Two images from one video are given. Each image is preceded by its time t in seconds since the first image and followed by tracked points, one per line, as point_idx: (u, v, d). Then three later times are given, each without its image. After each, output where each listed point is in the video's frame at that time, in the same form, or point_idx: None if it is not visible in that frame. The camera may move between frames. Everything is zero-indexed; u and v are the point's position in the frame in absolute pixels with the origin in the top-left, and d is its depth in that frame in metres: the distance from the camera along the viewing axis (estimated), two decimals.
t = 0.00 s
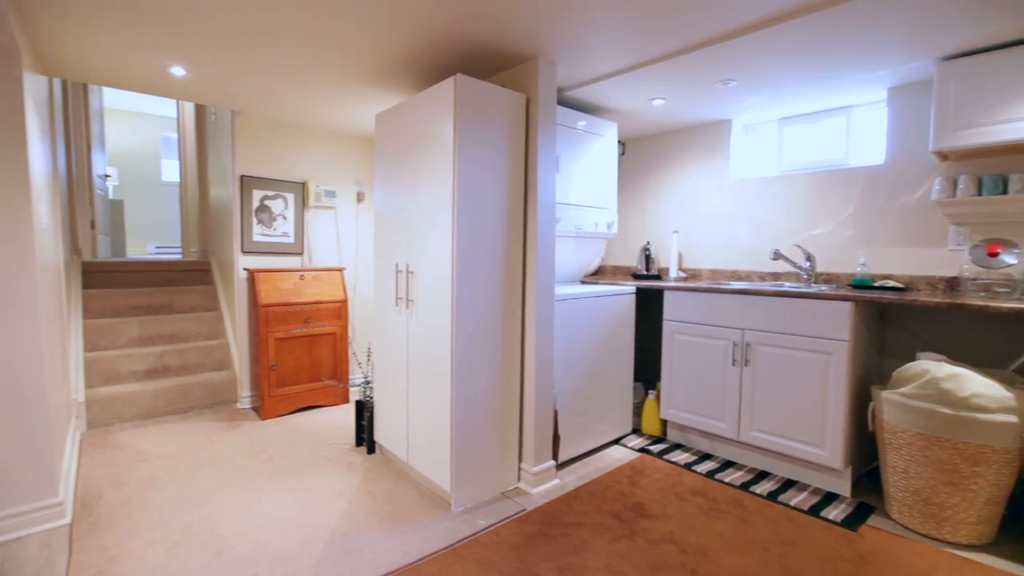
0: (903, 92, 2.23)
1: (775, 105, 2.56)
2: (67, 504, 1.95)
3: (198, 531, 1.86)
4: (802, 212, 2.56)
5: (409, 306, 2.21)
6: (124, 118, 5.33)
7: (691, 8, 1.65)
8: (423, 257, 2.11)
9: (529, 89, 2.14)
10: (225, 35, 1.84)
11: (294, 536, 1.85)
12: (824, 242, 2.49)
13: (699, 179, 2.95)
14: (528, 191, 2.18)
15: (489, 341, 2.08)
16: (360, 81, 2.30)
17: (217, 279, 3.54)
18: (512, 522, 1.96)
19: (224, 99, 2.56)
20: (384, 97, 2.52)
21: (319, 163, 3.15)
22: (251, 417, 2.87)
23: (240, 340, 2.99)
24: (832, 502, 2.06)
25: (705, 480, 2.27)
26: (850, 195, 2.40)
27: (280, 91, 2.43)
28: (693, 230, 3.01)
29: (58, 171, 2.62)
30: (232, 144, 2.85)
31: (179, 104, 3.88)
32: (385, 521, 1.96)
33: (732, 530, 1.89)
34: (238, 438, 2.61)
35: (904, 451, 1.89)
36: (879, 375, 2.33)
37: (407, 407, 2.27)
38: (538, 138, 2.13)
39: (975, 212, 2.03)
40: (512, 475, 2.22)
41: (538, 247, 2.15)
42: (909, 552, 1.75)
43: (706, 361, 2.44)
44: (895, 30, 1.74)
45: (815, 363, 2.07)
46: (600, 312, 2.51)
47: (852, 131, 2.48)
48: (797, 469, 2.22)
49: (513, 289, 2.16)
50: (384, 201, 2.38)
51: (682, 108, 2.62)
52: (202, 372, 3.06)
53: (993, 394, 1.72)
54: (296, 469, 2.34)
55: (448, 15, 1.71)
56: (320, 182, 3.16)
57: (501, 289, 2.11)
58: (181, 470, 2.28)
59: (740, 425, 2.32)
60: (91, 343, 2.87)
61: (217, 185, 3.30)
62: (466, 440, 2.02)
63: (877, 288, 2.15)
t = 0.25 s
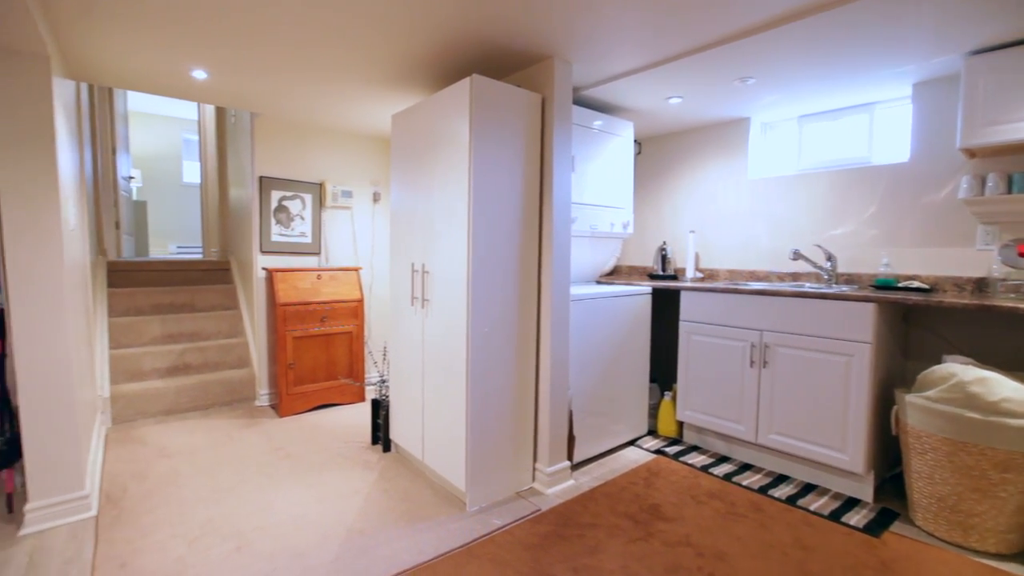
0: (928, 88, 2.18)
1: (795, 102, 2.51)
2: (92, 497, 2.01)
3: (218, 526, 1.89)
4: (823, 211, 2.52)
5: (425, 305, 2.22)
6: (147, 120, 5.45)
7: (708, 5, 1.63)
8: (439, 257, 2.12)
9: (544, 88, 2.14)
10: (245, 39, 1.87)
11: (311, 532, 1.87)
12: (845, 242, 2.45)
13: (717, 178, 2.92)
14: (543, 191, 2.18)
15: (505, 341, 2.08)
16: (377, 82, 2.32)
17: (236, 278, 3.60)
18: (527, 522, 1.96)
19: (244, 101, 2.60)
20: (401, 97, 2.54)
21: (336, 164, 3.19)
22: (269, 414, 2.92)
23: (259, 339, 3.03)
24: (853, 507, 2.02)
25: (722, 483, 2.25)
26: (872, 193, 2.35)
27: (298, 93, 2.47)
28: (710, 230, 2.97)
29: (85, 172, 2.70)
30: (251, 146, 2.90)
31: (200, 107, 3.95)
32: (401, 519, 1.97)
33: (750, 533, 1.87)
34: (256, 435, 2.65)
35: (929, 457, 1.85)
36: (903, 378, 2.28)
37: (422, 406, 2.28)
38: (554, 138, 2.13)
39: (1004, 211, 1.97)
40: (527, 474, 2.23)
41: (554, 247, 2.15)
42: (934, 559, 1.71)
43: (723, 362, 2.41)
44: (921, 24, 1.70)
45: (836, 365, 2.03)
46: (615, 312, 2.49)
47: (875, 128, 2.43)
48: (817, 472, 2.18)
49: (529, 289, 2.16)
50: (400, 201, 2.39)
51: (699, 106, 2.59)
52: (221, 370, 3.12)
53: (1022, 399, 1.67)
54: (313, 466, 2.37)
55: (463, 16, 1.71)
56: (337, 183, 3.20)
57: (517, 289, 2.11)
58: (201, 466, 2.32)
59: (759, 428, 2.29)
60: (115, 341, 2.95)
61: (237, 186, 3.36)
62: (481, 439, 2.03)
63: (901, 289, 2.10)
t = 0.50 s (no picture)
0: (958, 83, 2.12)
1: (819, 99, 2.47)
2: (119, 490, 2.06)
3: (239, 521, 1.93)
4: (846, 210, 2.46)
5: (442, 305, 2.23)
6: (171, 124, 5.57)
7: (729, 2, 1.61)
8: (456, 257, 2.13)
9: (561, 88, 2.14)
10: (266, 42, 1.91)
11: (329, 529, 1.90)
12: (870, 242, 2.39)
13: (736, 177, 2.88)
14: (560, 190, 2.17)
15: (521, 341, 2.08)
16: (395, 83, 2.34)
17: (257, 278, 3.66)
18: (544, 522, 1.96)
19: (265, 103, 2.65)
20: (418, 98, 2.55)
21: (354, 165, 3.23)
22: (289, 412, 2.96)
23: (279, 337, 3.08)
24: (878, 514, 1.97)
25: (741, 486, 2.21)
26: (898, 192, 2.29)
27: (318, 95, 2.50)
28: (729, 230, 2.93)
29: (112, 174, 2.77)
30: (272, 147, 2.95)
31: (222, 110, 4.04)
32: (418, 518, 1.98)
33: (770, 538, 1.84)
34: (276, 432, 2.70)
35: (958, 463, 1.79)
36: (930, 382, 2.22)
37: (439, 405, 2.29)
38: (571, 138, 2.12)
39: None
40: (543, 475, 2.22)
41: (571, 247, 2.14)
42: (963, 569, 1.66)
43: (743, 364, 2.37)
44: (952, 17, 1.65)
45: (860, 367, 1.98)
46: (632, 312, 2.47)
47: (902, 125, 2.37)
48: (840, 477, 2.14)
49: (546, 289, 2.16)
50: (417, 201, 2.41)
51: (719, 104, 2.56)
52: (242, 367, 3.18)
53: None
54: (331, 463, 2.40)
55: (481, 16, 1.72)
56: (355, 183, 3.23)
57: (533, 289, 2.11)
58: (223, 462, 2.37)
59: (779, 431, 2.25)
60: (141, 338, 3.02)
61: (258, 187, 3.42)
62: (497, 439, 2.03)
63: (929, 290, 2.04)
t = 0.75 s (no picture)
0: (990, 78, 2.05)
1: (842, 96, 2.41)
2: (144, 484, 2.11)
3: (259, 516, 1.96)
4: (871, 210, 2.41)
5: (459, 305, 2.24)
6: (194, 126, 5.69)
7: None
8: (473, 257, 2.13)
9: (579, 87, 2.13)
10: (287, 45, 1.93)
11: (347, 525, 1.92)
12: (895, 242, 2.33)
13: (756, 176, 2.83)
14: (578, 190, 2.16)
15: (538, 341, 2.08)
16: (413, 84, 2.36)
17: (276, 277, 3.72)
18: (560, 523, 1.95)
19: (285, 105, 2.69)
20: (436, 99, 2.57)
21: (372, 165, 3.26)
22: (307, 409, 3.00)
23: (298, 335, 3.12)
24: (903, 521, 1.92)
25: (761, 490, 2.18)
26: (926, 190, 2.23)
27: (337, 96, 2.53)
28: (749, 229, 2.89)
29: (139, 176, 2.84)
30: (291, 149, 2.99)
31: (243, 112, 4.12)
32: (434, 516, 1.99)
33: (791, 543, 1.80)
34: (295, 429, 2.74)
35: (989, 470, 1.74)
36: (959, 386, 2.15)
37: (455, 404, 2.30)
38: (588, 137, 2.11)
39: None
40: (559, 475, 2.22)
41: (588, 247, 2.13)
42: None
43: (763, 365, 2.34)
44: (984, 10, 1.60)
45: (886, 370, 1.93)
46: (649, 313, 2.45)
47: (930, 121, 2.30)
48: (864, 483, 2.09)
49: (563, 289, 2.15)
50: (434, 201, 2.42)
51: (739, 102, 2.52)
52: (262, 365, 3.23)
53: None
54: (349, 460, 2.43)
55: (498, 16, 1.72)
56: (373, 184, 3.26)
57: (551, 289, 2.11)
58: (244, 458, 2.41)
59: (800, 434, 2.21)
60: (165, 336, 3.09)
61: (278, 188, 3.48)
62: (514, 439, 2.03)
63: (958, 292, 1.99)
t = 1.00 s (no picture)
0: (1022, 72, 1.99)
1: (866, 93, 2.36)
2: (167, 478, 2.16)
3: (278, 512, 1.99)
4: (895, 209, 2.35)
5: (474, 304, 2.24)
6: (215, 129, 5.80)
7: None
8: (489, 256, 2.14)
9: (595, 86, 2.12)
10: (306, 47, 1.96)
11: (363, 523, 1.94)
12: (921, 242, 2.27)
13: (776, 175, 2.79)
14: (594, 190, 2.16)
15: (554, 341, 2.08)
16: (430, 85, 2.37)
17: (295, 277, 3.78)
18: (575, 524, 1.95)
19: (304, 107, 2.73)
20: (452, 99, 2.58)
21: (389, 165, 3.28)
22: (324, 407, 3.04)
23: (315, 334, 3.16)
24: (928, 528, 1.87)
25: (780, 494, 2.14)
26: (953, 189, 2.17)
27: (354, 98, 2.56)
28: (768, 229, 2.84)
29: (162, 177, 2.91)
30: (310, 150, 3.03)
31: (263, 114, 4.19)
32: (450, 515, 2.00)
33: (811, 548, 1.77)
34: (313, 427, 2.77)
35: (1020, 477, 1.68)
36: (988, 391, 2.09)
37: (471, 404, 2.31)
38: (605, 137, 2.11)
39: None
40: (575, 476, 2.21)
41: (605, 247, 2.12)
42: None
43: (783, 367, 2.30)
44: (1016, 3, 1.55)
45: (911, 373, 1.89)
46: (666, 313, 2.43)
47: (958, 117, 2.24)
48: (887, 488, 2.04)
49: (579, 289, 2.15)
50: (450, 201, 2.43)
51: (758, 99, 2.49)
52: (281, 363, 3.28)
53: None
54: (365, 458, 2.45)
55: (515, 16, 1.72)
56: (389, 184, 3.29)
57: (566, 289, 2.11)
58: (263, 454, 2.45)
59: (821, 438, 2.17)
60: (187, 334, 3.16)
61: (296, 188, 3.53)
62: (529, 438, 2.03)
63: (987, 293, 1.93)
